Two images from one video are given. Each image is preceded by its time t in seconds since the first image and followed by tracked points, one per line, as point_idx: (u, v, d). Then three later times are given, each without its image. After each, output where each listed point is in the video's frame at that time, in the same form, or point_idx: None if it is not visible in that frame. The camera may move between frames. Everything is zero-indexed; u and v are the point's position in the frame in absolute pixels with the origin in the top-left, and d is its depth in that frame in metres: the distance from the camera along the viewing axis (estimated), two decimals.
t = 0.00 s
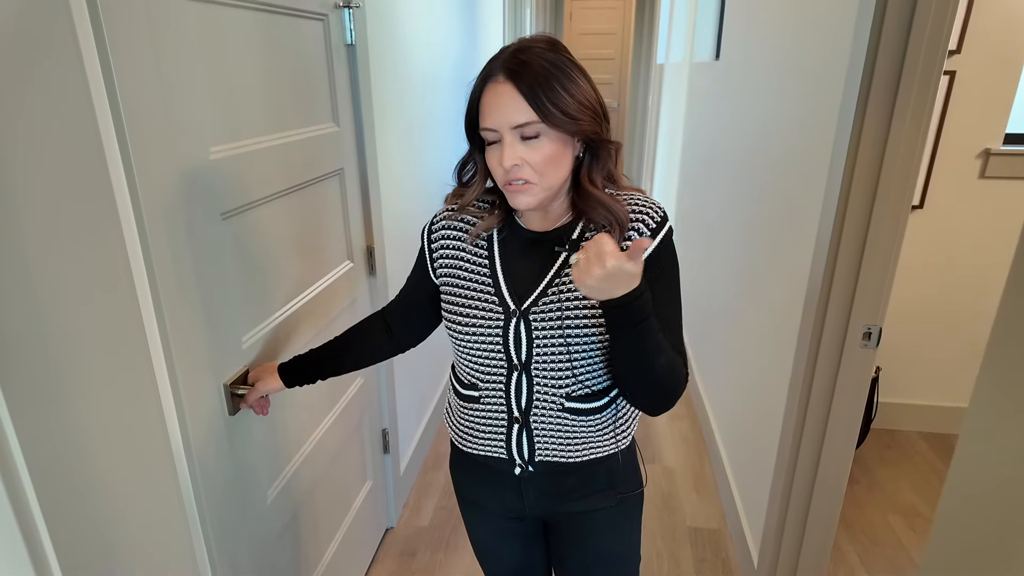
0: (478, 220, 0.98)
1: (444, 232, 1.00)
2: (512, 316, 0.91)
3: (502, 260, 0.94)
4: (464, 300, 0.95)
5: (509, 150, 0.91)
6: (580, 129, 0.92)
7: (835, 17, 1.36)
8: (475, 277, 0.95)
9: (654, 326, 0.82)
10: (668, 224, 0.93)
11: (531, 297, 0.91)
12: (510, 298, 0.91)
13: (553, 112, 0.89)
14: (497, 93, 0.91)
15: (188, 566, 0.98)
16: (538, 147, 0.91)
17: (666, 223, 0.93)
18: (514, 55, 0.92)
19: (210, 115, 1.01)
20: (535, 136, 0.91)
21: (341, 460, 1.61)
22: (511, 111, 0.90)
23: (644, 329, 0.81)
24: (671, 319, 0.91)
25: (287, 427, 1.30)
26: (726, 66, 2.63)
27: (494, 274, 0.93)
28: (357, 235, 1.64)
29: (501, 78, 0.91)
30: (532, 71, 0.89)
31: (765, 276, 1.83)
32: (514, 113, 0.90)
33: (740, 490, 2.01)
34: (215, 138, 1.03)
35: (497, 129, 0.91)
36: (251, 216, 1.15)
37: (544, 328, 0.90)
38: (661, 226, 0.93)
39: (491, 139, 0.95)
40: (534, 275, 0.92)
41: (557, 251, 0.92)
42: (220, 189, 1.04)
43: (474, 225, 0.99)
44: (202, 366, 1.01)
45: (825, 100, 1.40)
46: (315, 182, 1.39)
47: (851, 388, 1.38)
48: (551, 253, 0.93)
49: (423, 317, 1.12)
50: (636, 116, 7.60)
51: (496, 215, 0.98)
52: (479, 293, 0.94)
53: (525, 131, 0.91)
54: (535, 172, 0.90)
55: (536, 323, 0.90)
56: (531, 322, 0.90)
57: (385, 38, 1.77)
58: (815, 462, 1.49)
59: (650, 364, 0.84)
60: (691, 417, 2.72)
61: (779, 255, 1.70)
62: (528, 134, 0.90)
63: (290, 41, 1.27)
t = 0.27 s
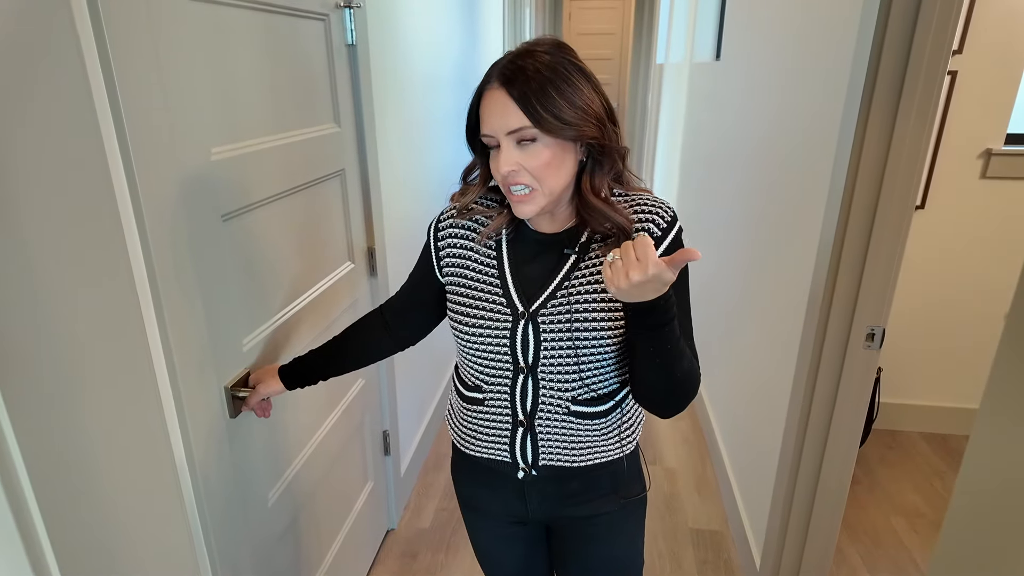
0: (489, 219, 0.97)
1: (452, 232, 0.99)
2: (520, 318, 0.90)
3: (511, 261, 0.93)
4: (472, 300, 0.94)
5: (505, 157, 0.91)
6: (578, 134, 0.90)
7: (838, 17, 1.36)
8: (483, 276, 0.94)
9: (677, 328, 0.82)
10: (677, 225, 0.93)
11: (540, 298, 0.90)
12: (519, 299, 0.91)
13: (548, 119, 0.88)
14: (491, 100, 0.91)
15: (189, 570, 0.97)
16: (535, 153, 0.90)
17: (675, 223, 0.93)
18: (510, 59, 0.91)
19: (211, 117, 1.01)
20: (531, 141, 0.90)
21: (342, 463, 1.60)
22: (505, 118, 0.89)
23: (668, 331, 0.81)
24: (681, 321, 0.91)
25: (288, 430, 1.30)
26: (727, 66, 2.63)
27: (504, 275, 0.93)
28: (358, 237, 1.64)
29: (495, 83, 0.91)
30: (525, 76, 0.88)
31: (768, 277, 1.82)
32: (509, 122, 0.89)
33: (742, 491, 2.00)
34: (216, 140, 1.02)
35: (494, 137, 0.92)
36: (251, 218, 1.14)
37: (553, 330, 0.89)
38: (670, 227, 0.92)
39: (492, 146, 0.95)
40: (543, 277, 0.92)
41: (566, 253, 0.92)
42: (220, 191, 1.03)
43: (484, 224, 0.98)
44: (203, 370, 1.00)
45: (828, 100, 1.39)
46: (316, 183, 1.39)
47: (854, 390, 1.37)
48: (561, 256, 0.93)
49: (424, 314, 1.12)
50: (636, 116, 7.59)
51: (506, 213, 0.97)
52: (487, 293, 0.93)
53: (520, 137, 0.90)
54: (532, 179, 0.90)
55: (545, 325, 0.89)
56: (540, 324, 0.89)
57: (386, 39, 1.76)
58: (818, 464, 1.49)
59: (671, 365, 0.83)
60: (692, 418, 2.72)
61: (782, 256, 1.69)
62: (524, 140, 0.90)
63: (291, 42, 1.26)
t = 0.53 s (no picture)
0: (487, 224, 0.96)
1: (448, 237, 0.98)
2: (518, 322, 0.89)
3: (508, 265, 0.92)
4: (469, 305, 0.93)
5: (515, 149, 0.90)
6: (588, 130, 0.90)
7: (838, 15, 1.35)
8: (481, 280, 0.93)
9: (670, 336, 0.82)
10: (677, 228, 0.92)
11: (539, 301, 0.89)
12: (517, 302, 0.90)
13: (564, 112, 0.88)
14: (505, 89, 0.90)
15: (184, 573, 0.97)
16: (545, 147, 0.90)
17: (675, 227, 0.92)
18: (524, 50, 0.90)
19: (206, 116, 1.00)
20: (542, 135, 0.90)
21: (339, 464, 1.59)
22: (519, 109, 0.88)
23: (662, 340, 0.80)
24: (681, 325, 0.90)
25: (284, 432, 1.29)
26: (725, 65, 2.62)
27: (501, 279, 0.92)
28: (355, 237, 1.63)
29: (509, 73, 0.90)
30: (542, 68, 0.88)
31: (767, 277, 1.82)
32: (523, 113, 0.88)
33: (741, 492, 2.00)
34: (210, 140, 1.01)
35: (504, 127, 0.91)
36: (247, 218, 1.13)
37: (551, 333, 0.89)
38: (670, 231, 0.91)
39: (498, 139, 0.94)
40: (542, 280, 0.91)
41: (566, 255, 0.91)
42: (216, 191, 1.02)
43: (484, 229, 0.97)
44: (197, 371, 0.99)
45: (827, 99, 1.39)
46: (312, 182, 1.38)
47: (853, 390, 1.37)
48: (561, 259, 0.91)
49: (420, 316, 1.10)
50: (634, 115, 7.58)
51: (506, 220, 0.96)
52: (485, 297, 0.92)
53: (532, 130, 0.90)
54: (542, 172, 0.89)
55: (543, 328, 0.89)
56: (539, 327, 0.89)
57: (383, 38, 1.76)
58: (817, 464, 1.48)
59: (665, 371, 0.83)
60: (691, 418, 2.71)
61: (781, 256, 1.68)
62: (536, 133, 0.89)
63: (287, 41, 1.25)
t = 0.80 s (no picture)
0: (475, 228, 0.96)
1: (436, 243, 0.98)
2: (508, 325, 0.90)
3: (497, 269, 0.92)
4: (460, 310, 0.93)
5: (520, 134, 0.90)
6: (589, 126, 0.92)
7: (832, 16, 1.36)
8: (470, 285, 0.93)
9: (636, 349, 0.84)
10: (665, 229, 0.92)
11: (529, 305, 0.89)
12: (507, 306, 0.90)
13: (571, 103, 0.89)
14: (514, 75, 0.90)
15: (178, 575, 0.97)
16: (549, 136, 0.90)
17: (663, 228, 0.92)
18: (533, 42, 0.92)
19: (200, 118, 1.00)
20: (547, 124, 0.91)
21: (335, 466, 1.59)
22: (528, 95, 0.89)
23: (628, 355, 0.83)
24: (673, 325, 0.90)
25: (279, 434, 1.29)
26: (721, 66, 2.62)
27: (490, 284, 0.92)
28: (351, 238, 1.63)
29: (520, 59, 0.90)
30: (552, 58, 0.89)
31: (762, 277, 1.82)
32: (532, 100, 0.89)
33: (737, 492, 2.00)
34: (203, 141, 1.01)
35: (510, 112, 0.90)
36: (242, 220, 1.13)
37: (541, 336, 0.89)
38: (658, 231, 0.92)
39: (498, 126, 0.94)
40: (531, 284, 0.91)
41: (554, 257, 0.93)
42: (210, 192, 1.03)
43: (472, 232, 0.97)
44: (191, 373, 0.99)
45: (821, 99, 1.39)
46: (308, 184, 1.38)
47: (848, 391, 1.37)
48: (549, 261, 0.93)
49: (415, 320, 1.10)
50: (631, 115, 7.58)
51: (494, 222, 0.96)
52: (475, 302, 0.92)
53: (538, 118, 0.90)
54: (544, 160, 0.89)
55: (534, 331, 0.89)
56: (529, 330, 0.89)
57: (379, 38, 1.76)
58: (813, 464, 1.48)
59: (644, 378, 0.85)
60: (687, 418, 2.71)
61: (776, 256, 1.69)
62: (541, 121, 0.90)
63: (282, 42, 1.25)
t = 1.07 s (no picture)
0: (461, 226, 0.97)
1: (423, 241, 0.98)
2: (491, 325, 0.90)
3: (482, 268, 0.93)
4: (444, 309, 0.94)
5: (499, 132, 0.90)
6: (571, 126, 0.92)
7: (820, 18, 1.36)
8: (455, 284, 0.94)
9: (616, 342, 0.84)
10: (647, 230, 0.93)
11: (512, 305, 0.90)
12: (491, 306, 0.91)
13: (551, 102, 0.89)
14: (495, 74, 0.90)
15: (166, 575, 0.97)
16: (528, 134, 0.90)
17: (645, 229, 0.93)
18: (515, 43, 0.92)
19: (188, 119, 1.00)
20: (526, 123, 0.91)
21: (327, 466, 1.59)
22: (507, 93, 0.89)
23: (608, 346, 0.83)
24: (657, 326, 0.91)
25: (269, 434, 1.29)
26: (714, 66, 2.63)
27: (475, 284, 0.92)
28: (343, 239, 1.63)
29: (500, 59, 0.91)
30: (532, 58, 0.90)
31: (753, 277, 1.83)
32: (510, 99, 0.89)
33: (729, 492, 2.00)
34: (192, 142, 1.01)
35: (489, 111, 0.91)
36: (231, 220, 1.13)
37: (523, 336, 0.89)
38: (640, 232, 0.92)
39: (480, 126, 0.95)
40: (516, 284, 0.91)
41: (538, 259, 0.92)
42: (199, 193, 1.03)
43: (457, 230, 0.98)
44: (180, 374, 0.99)
45: (810, 100, 1.40)
46: (298, 184, 1.38)
47: (837, 390, 1.38)
48: (532, 262, 0.92)
49: (403, 320, 1.11)
50: (628, 115, 7.59)
51: (478, 220, 0.97)
52: (459, 301, 0.93)
53: (517, 117, 0.91)
54: (523, 158, 0.89)
55: (516, 331, 0.89)
56: (512, 330, 0.89)
57: (371, 39, 1.76)
58: (802, 463, 1.49)
59: (624, 372, 0.85)
60: (681, 418, 2.72)
61: (767, 256, 1.69)
62: (520, 119, 0.90)
63: (272, 43, 1.26)
